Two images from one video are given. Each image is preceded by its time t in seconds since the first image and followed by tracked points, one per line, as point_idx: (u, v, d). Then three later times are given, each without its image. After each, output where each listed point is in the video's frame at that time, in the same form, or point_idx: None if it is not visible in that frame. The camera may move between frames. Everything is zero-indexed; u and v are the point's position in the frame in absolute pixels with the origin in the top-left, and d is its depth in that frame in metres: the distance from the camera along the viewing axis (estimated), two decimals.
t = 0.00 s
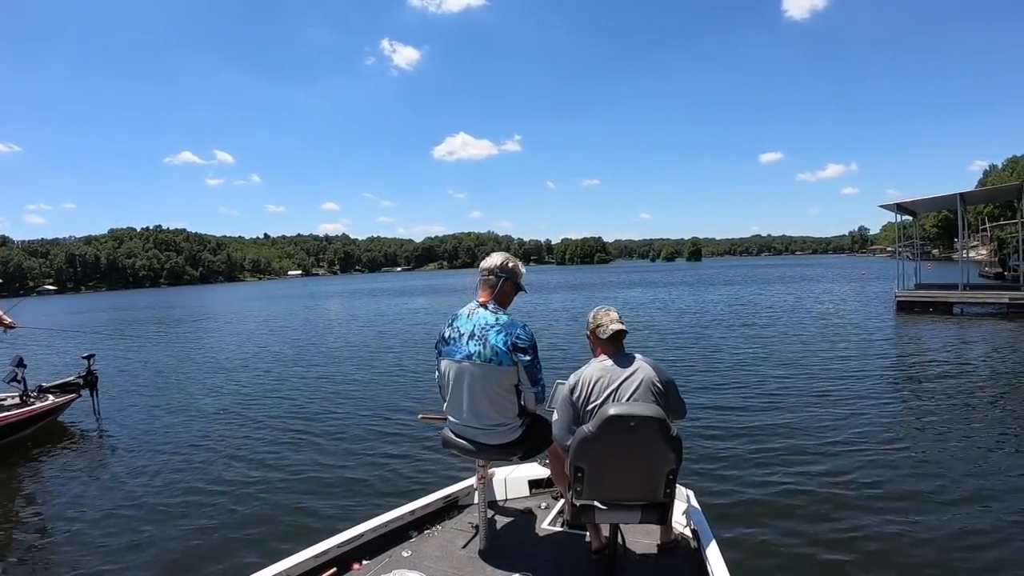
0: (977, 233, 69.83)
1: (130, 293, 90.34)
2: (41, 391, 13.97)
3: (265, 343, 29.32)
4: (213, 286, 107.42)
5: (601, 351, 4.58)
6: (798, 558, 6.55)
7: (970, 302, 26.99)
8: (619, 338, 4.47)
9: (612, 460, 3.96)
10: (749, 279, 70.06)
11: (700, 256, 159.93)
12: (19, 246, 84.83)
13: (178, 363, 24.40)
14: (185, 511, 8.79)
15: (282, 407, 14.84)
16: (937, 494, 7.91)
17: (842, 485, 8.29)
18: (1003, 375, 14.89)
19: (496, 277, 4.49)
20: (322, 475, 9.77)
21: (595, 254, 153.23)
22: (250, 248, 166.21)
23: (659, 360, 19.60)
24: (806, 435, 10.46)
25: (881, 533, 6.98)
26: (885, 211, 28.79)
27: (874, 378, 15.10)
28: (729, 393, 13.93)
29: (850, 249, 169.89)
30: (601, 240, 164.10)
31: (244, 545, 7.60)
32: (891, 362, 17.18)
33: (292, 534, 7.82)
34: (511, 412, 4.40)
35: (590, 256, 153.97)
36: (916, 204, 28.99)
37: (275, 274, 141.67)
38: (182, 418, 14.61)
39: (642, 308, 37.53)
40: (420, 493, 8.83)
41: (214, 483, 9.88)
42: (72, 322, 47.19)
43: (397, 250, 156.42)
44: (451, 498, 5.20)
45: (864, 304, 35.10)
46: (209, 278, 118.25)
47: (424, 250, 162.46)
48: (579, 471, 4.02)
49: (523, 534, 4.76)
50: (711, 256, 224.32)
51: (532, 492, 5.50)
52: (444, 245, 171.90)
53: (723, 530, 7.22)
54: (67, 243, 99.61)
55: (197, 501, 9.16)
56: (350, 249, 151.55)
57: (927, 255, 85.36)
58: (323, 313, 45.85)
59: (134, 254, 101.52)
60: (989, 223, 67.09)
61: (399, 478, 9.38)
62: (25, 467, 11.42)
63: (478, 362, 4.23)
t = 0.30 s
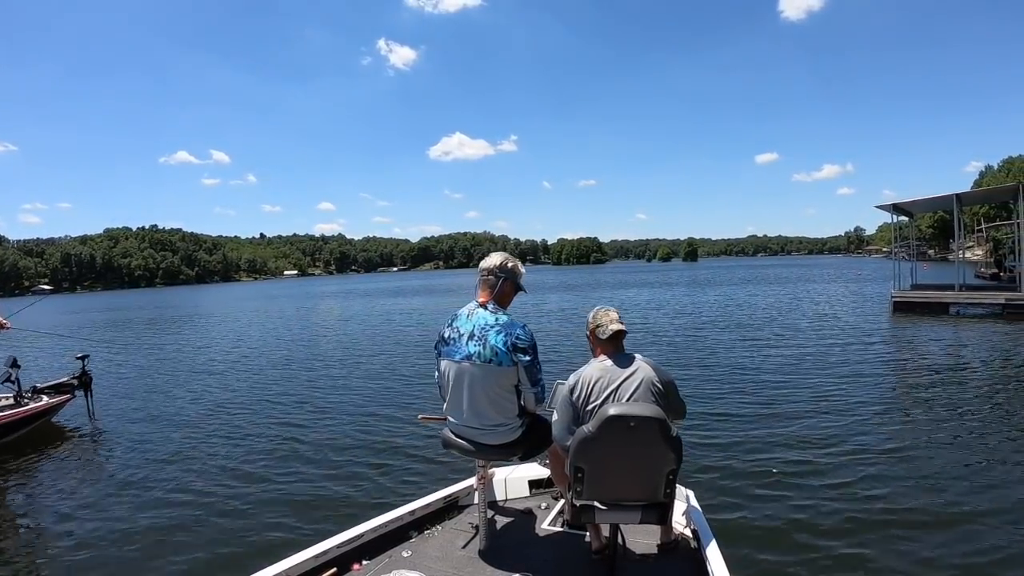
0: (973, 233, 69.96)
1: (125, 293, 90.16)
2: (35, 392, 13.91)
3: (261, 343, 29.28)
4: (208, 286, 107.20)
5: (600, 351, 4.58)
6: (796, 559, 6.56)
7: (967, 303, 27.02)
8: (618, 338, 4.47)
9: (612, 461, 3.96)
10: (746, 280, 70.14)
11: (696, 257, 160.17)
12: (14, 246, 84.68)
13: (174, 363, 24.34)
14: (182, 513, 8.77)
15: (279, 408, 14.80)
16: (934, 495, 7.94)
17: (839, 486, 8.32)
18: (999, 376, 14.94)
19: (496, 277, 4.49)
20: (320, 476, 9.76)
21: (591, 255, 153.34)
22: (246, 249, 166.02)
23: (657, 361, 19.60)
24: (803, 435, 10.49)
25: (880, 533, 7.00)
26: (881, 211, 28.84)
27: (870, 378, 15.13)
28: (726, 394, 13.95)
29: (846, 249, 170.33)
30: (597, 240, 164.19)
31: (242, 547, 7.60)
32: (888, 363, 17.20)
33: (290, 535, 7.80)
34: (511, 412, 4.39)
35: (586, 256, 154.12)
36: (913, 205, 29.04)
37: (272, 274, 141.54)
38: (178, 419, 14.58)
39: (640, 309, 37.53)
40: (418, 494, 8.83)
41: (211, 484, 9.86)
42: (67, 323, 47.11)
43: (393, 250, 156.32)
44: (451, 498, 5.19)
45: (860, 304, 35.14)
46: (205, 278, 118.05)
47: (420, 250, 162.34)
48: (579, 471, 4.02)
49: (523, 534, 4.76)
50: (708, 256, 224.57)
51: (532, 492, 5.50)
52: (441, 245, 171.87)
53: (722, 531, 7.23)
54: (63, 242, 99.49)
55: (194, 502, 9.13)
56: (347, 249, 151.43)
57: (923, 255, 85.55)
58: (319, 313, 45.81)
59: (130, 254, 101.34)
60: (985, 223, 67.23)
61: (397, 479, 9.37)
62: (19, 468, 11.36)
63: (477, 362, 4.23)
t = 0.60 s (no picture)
0: (969, 234, 70.13)
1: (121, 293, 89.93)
2: (30, 392, 13.86)
3: (257, 344, 29.20)
4: (204, 287, 107.00)
5: (600, 352, 4.58)
6: (793, 560, 6.58)
7: (963, 304, 27.10)
8: (618, 339, 4.47)
9: (612, 461, 3.96)
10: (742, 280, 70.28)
11: (692, 257, 160.32)
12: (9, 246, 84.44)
13: (170, 363, 24.26)
14: (179, 513, 8.76)
15: (276, 408, 14.78)
16: (931, 495, 7.96)
17: (837, 486, 8.34)
18: (994, 377, 14.99)
19: (496, 278, 4.49)
20: (318, 476, 9.76)
21: (587, 255, 153.48)
22: (243, 249, 165.83)
23: (654, 362, 19.62)
24: (800, 436, 10.51)
25: (877, 534, 7.02)
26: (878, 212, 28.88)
27: (866, 379, 15.17)
28: (723, 394, 13.97)
29: (842, 250, 170.62)
30: (594, 240, 164.29)
31: (239, 548, 7.59)
32: (884, 363, 17.25)
33: (287, 536, 7.80)
34: (510, 412, 4.39)
35: (582, 256, 154.33)
36: (909, 205, 29.08)
37: (268, 274, 141.36)
38: (175, 419, 14.54)
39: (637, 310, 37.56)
40: (416, 494, 8.83)
41: (208, 484, 9.84)
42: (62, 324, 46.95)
43: (389, 250, 156.19)
44: (451, 498, 5.19)
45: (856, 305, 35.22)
46: (200, 279, 117.86)
47: (416, 250, 162.25)
48: (579, 471, 4.02)
49: (523, 534, 4.76)
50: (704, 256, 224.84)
51: (532, 492, 5.50)
52: (437, 245, 171.83)
53: (720, 531, 7.24)
54: (59, 242, 99.26)
55: (191, 502, 9.11)
56: (343, 249, 151.33)
57: (919, 255, 85.69)
58: (316, 313, 45.71)
59: (126, 254, 101.09)
60: (981, 224, 67.38)
61: (395, 480, 9.37)
62: (14, 470, 11.32)
63: (477, 362, 4.22)
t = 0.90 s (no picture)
0: (964, 235, 70.37)
1: (116, 294, 89.74)
2: (24, 392, 13.82)
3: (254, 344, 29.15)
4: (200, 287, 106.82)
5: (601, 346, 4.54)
6: (790, 559, 6.59)
7: (959, 304, 27.19)
8: (617, 332, 4.41)
9: (611, 460, 3.96)
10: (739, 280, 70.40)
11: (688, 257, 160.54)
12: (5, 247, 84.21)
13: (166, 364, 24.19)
14: (176, 513, 8.75)
15: (273, 409, 14.77)
16: (927, 495, 7.99)
17: (834, 486, 8.36)
18: (990, 376, 15.03)
19: (495, 278, 4.48)
20: (316, 476, 9.75)
21: (584, 255, 153.67)
22: (239, 249, 165.65)
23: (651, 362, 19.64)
24: (797, 436, 10.53)
25: (874, 534, 7.04)
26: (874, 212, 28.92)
27: (863, 379, 15.21)
28: (720, 394, 14.00)
29: (838, 249, 171.05)
30: (590, 241, 164.37)
31: (236, 548, 7.57)
32: (881, 363, 17.28)
33: (284, 536, 7.78)
34: (510, 413, 4.39)
35: (578, 257, 154.55)
36: (906, 205, 29.14)
37: (264, 274, 141.18)
38: (171, 419, 14.50)
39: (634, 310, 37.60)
40: (413, 494, 8.83)
41: (204, 485, 9.82)
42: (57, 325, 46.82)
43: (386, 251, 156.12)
44: (450, 498, 5.18)
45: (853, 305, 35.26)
46: (196, 279, 117.70)
47: (413, 251, 162.17)
48: (578, 470, 4.02)
49: (523, 535, 4.76)
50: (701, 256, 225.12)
51: (531, 492, 5.50)
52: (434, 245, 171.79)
53: (718, 530, 7.25)
54: (54, 243, 99.02)
55: (187, 502, 9.10)
56: (340, 249, 151.20)
57: (915, 255, 85.97)
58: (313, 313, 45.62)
59: (122, 254, 100.86)
60: (978, 224, 67.56)
61: (392, 480, 9.37)
62: (9, 470, 11.28)
63: (477, 363, 4.22)
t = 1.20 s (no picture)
0: (959, 234, 70.74)
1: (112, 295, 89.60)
2: (19, 394, 13.77)
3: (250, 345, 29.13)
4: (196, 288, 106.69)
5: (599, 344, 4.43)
6: (788, 561, 6.63)
7: (955, 303, 27.32)
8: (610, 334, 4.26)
9: (609, 460, 3.97)
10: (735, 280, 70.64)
11: (684, 256, 160.90)
12: None
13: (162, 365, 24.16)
14: (174, 516, 8.75)
15: (271, 410, 14.77)
16: (923, 495, 8.04)
17: (831, 487, 8.40)
18: (985, 376, 15.12)
19: (496, 278, 4.49)
20: (315, 478, 9.77)
21: (581, 255, 153.99)
22: (236, 249, 165.49)
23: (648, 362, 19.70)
24: (794, 437, 10.58)
25: (871, 534, 7.08)
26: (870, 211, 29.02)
27: (859, 379, 15.28)
28: (717, 394, 14.05)
29: (834, 249, 171.56)
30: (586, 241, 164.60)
31: (235, 551, 7.58)
32: (877, 363, 17.36)
33: (283, 539, 7.80)
34: (510, 412, 4.40)
35: (575, 257, 154.85)
36: (901, 205, 29.28)
37: (261, 275, 141.06)
38: (169, 421, 14.49)
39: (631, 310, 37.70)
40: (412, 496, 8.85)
41: (203, 486, 9.82)
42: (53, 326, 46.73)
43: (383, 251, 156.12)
44: (450, 497, 5.19)
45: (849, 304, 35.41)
46: (193, 280, 117.53)
47: (409, 251, 162.14)
48: (576, 471, 4.04)
49: (522, 533, 4.77)
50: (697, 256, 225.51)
51: (530, 492, 5.51)
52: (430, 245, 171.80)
53: (716, 531, 7.28)
54: (49, 244, 98.74)
55: (186, 505, 9.10)
56: (336, 250, 151.12)
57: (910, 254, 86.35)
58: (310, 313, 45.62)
59: (117, 255, 100.64)
60: (972, 223, 67.88)
61: (391, 483, 9.38)
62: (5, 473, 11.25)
63: (477, 362, 4.23)
